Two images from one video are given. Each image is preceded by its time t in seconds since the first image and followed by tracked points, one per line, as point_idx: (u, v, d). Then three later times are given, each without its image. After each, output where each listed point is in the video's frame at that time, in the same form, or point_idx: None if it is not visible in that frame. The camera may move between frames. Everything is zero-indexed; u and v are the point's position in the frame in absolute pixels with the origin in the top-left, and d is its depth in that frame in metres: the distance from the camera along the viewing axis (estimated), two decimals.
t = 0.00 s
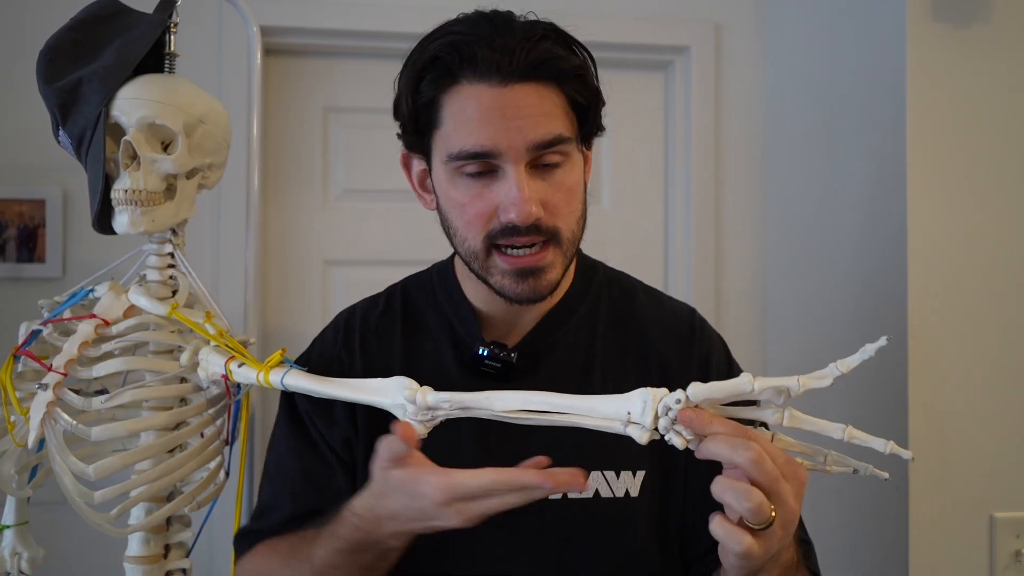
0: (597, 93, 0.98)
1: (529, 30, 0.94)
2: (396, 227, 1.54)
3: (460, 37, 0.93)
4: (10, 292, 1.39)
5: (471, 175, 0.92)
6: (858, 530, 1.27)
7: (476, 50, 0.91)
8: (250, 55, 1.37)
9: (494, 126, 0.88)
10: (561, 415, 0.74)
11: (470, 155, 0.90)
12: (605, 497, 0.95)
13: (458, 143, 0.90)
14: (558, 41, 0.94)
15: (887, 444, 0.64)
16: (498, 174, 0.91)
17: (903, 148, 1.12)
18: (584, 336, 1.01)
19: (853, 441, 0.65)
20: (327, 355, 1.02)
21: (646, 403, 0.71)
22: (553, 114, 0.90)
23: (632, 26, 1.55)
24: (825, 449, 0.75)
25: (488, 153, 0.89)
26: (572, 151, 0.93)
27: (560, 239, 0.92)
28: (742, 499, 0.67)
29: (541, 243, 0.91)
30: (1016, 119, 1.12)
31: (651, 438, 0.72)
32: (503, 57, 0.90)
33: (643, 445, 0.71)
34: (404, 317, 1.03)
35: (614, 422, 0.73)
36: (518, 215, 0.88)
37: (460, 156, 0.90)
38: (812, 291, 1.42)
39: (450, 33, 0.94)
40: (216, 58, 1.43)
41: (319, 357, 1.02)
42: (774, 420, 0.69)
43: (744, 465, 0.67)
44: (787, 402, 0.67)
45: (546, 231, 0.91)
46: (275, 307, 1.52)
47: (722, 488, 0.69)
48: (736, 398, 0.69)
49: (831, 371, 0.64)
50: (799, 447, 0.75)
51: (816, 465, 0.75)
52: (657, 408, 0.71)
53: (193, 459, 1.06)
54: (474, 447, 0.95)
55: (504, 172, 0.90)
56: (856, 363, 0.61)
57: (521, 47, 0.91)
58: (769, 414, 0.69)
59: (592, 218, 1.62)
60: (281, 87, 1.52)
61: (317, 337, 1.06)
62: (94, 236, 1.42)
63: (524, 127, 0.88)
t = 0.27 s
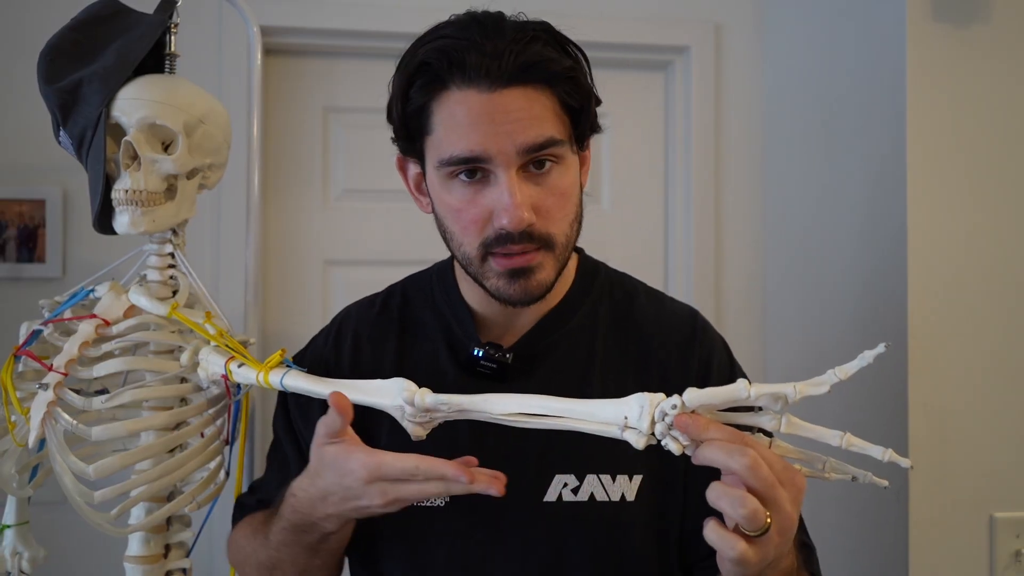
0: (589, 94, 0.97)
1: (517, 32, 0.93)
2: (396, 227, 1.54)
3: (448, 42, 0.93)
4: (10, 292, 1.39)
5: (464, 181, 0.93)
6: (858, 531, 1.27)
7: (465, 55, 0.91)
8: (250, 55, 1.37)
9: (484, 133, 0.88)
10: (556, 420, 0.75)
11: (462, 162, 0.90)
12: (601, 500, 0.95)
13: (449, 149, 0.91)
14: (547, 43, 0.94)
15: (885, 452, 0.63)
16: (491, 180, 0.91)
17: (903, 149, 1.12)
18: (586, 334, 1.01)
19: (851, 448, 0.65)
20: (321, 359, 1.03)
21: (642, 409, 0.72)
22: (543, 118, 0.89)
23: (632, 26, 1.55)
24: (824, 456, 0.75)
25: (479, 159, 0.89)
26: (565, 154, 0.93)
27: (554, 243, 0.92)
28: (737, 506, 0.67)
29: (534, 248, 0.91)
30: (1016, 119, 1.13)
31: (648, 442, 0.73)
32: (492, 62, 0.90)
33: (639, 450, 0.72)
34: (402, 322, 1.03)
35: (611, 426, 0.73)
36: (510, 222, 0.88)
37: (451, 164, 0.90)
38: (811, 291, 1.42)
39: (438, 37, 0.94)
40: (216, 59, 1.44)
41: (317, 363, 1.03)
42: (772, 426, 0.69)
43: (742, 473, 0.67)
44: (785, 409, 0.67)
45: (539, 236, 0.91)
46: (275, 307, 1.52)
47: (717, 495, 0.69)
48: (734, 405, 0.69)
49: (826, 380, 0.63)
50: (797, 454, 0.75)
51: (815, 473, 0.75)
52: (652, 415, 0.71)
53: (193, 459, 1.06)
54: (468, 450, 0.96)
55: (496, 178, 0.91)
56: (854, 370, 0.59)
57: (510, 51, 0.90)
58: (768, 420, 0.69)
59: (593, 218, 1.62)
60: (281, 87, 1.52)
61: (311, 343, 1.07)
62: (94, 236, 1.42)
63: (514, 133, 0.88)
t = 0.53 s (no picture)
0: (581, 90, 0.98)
1: (510, 32, 0.94)
2: (396, 227, 1.55)
3: (444, 44, 0.93)
4: (10, 292, 1.39)
5: (466, 181, 0.92)
6: (858, 531, 1.27)
7: (462, 56, 0.91)
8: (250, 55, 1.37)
9: (486, 132, 0.88)
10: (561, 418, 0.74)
11: (465, 163, 0.89)
12: (602, 495, 0.95)
13: (451, 150, 0.90)
14: (539, 41, 0.95)
15: (885, 449, 0.64)
16: (493, 180, 0.91)
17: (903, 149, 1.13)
18: (579, 334, 1.01)
19: (852, 445, 0.65)
20: (322, 360, 1.02)
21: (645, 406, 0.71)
22: (543, 115, 0.90)
23: (632, 26, 1.55)
24: (825, 453, 0.75)
25: (483, 160, 0.89)
26: (563, 150, 0.93)
27: (556, 238, 0.92)
28: (737, 500, 0.68)
29: (538, 244, 0.91)
30: (1016, 119, 1.12)
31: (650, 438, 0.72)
32: (489, 61, 0.90)
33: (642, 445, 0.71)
34: (400, 319, 1.04)
35: (613, 422, 0.73)
36: (516, 219, 0.88)
37: (454, 164, 0.90)
38: (811, 291, 1.42)
39: (432, 40, 0.95)
40: (216, 59, 1.44)
41: (318, 362, 1.03)
42: (773, 422, 0.69)
43: (743, 469, 0.68)
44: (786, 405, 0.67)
45: (543, 232, 0.91)
46: (274, 307, 1.52)
47: (717, 489, 0.70)
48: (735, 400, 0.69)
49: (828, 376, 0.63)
50: (798, 450, 0.75)
51: (816, 469, 0.75)
52: (655, 411, 0.71)
53: (192, 459, 1.07)
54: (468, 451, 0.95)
55: (499, 178, 0.90)
56: (854, 366, 0.60)
57: (505, 50, 0.91)
58: (769, 416, 0.69)
59: (593, 218, 1.62)
60: (281, 87, 1.52)
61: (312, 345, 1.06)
62: (94, 236, 1.42)
63: (516, 131, 0.88)
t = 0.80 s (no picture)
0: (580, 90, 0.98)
1: (509, 32, 0.94)
2: (396, 227, 1.54)
3: (443, 44, 0.93)
4: (9, 292, 1.39)
5: (465, 181, 0.92)
6: (858, 531, 1.27)
7: (461, 56, 0.91)
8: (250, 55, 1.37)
9: (485, 132, 0.88)
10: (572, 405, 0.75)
11: (464, 163, 0.89)
12: (604, 493, 0.95)
13: (450, 150, 0.90)
14: (538, 41, 0.95)
15: (893, 444, 0.64)
16: (492, 180, 0.91)
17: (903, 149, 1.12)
18: (580, 335, 1.01)
19: (859, 439, 0.65)
20: (327, 359, 1.00)
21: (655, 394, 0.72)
22: (542, 114, 0.90)
23: (632, 26, 1.55)
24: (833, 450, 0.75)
25: (481, 160, 0.89)
26: (562, 150, 0.93)
27: (555, 238, 0.92)
28: (741, 486, 0.67)
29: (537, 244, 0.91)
30: (1016, 119, 1.12)
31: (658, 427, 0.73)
32: (488, 61, 0.90)
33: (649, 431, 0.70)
34: (402, 317, 1.03)
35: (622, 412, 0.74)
36: (515, 218, 0.88)
37: (453, 165, 0.90)
38: (811, 290, 1.42)
39: (431, 40, 0.94)
40: (216, 59, 1.43)
41: (322, 358, 1.01)
42: (781, 416, 0.69)
43: (748, 457, 0.68)
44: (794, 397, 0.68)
45: (542, 231, 0.90)
46: (274, 307, 1.52)
47: (720, 476, 0.69)
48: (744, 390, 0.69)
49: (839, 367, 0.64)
50: (806, 446, 0.74)
51: (822, 466, 0.75)
52: (665, 398, 0.71)
53: (193, 459, 1.06)
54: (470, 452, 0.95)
55: (497, 178, 0.90)
56: (864, 360, 0.61)
57: (504, 50, 0.91)
58: (777, 409, 0.69)
59: (593, 218, 1.62)
60: (281, 86, 1.52)
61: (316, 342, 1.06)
62: (94, 236, 1.42)
63: (515, 131, 0.88)
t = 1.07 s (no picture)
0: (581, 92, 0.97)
1: (511, 32, 0.93)
2: (396, 227, 1.54)
3: (443, 40, 0.93)
4: (9, 292, 1.38)
5: (456, 178, 0.92)
6: (858, 531, 1.27)
7: (459, 53, 0.91)
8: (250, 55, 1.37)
9: (475, 130, 0.88)
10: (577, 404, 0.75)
11: (453, 159, 0.90)
12: (603, 493, 0.95)
13: (442, 146, 0.91)
14: (539, 42, 0.94)
15: (895, 450, 0.64)
16: (482, 177, 0.91)
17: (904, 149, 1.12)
18: (581, 335, 1.01)
19: (862, 444, 0.65)
20: (329, 351, 1.01)
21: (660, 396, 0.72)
22: (535, 116, 0.89)
23: (632, 26, 1.55)
24: (836, 455, 0.75)
25: (470, 157, 0.89)
26: (557, 152, 0.93)
27: (544, 240, 0.92)
28: (742, 488, 0.67)
29: (524, 245, 0.91)
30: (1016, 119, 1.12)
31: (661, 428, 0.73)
32: (484, 60, 0.90)
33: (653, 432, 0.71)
34: (405, 316, 1.03)
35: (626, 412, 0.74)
36: (500, 218, 0.88)
37: (443, 160, 0.90)
38: (811, 290, 1.42)
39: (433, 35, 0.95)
40: (216, 59, 1.43)
41: (325, 355, 1.01)
42: (785, 419, 0.69)
43: (750, 459, 0.68)
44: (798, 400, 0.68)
45: (529, 233, 0.90)
46: (274, 307, 1.52)
47: (722, 477, 0.69)
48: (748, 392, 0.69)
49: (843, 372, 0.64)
50: (809, 450, 0.75)
51: (826, 471, 0.75)
52: (669, 400, 0.72)
53: (194, 459, 1.06)
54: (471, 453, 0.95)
55: (487, 175, 0.90)
56: (868, 366, 0.61)
57: (502, 49, 0.90)
58: (781, 412, 0.69)
59: (593, 218, 1.62)
60: (281, 86, 1.52)
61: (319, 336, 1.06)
62: (94, 236, 1.42)
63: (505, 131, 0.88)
